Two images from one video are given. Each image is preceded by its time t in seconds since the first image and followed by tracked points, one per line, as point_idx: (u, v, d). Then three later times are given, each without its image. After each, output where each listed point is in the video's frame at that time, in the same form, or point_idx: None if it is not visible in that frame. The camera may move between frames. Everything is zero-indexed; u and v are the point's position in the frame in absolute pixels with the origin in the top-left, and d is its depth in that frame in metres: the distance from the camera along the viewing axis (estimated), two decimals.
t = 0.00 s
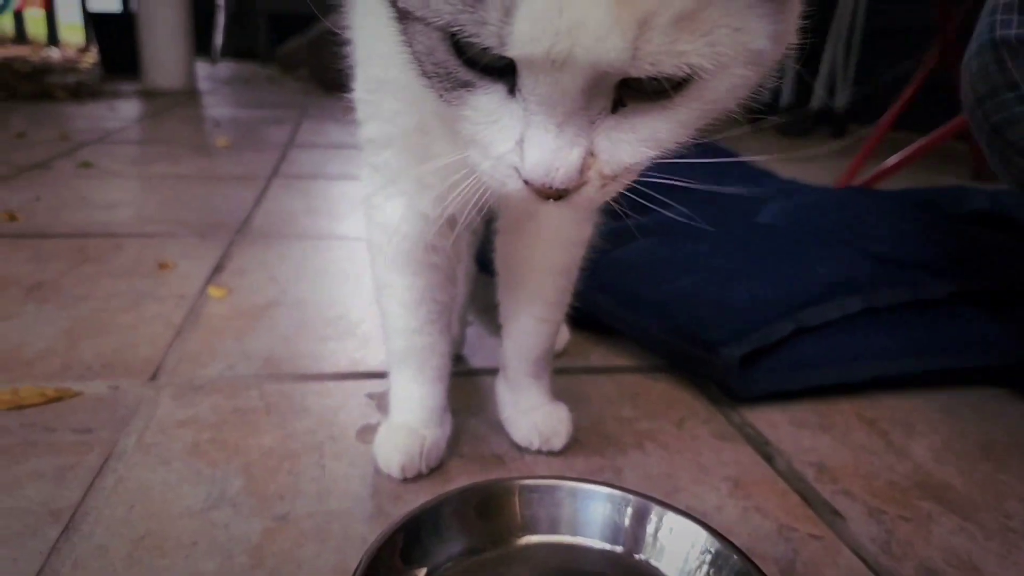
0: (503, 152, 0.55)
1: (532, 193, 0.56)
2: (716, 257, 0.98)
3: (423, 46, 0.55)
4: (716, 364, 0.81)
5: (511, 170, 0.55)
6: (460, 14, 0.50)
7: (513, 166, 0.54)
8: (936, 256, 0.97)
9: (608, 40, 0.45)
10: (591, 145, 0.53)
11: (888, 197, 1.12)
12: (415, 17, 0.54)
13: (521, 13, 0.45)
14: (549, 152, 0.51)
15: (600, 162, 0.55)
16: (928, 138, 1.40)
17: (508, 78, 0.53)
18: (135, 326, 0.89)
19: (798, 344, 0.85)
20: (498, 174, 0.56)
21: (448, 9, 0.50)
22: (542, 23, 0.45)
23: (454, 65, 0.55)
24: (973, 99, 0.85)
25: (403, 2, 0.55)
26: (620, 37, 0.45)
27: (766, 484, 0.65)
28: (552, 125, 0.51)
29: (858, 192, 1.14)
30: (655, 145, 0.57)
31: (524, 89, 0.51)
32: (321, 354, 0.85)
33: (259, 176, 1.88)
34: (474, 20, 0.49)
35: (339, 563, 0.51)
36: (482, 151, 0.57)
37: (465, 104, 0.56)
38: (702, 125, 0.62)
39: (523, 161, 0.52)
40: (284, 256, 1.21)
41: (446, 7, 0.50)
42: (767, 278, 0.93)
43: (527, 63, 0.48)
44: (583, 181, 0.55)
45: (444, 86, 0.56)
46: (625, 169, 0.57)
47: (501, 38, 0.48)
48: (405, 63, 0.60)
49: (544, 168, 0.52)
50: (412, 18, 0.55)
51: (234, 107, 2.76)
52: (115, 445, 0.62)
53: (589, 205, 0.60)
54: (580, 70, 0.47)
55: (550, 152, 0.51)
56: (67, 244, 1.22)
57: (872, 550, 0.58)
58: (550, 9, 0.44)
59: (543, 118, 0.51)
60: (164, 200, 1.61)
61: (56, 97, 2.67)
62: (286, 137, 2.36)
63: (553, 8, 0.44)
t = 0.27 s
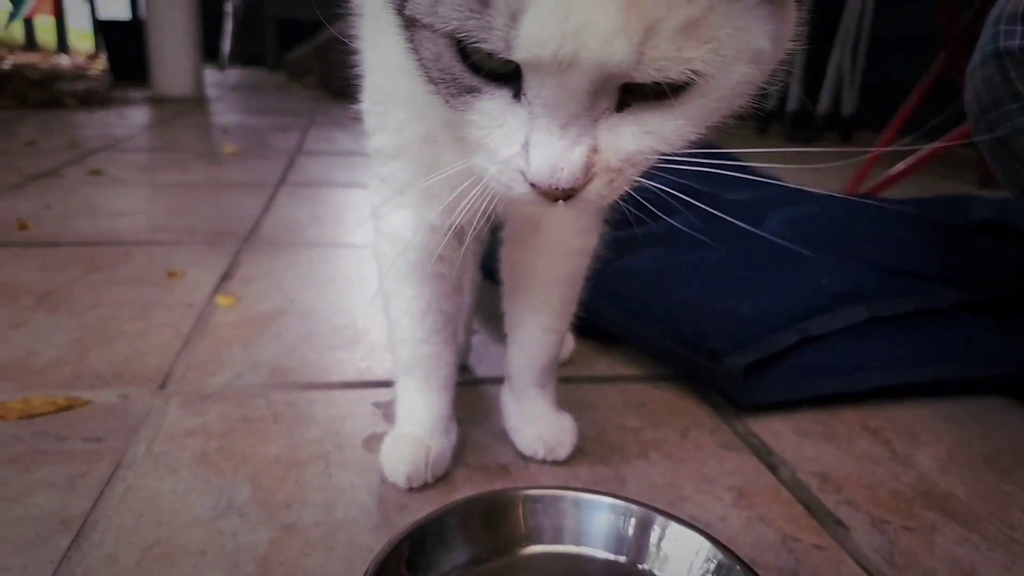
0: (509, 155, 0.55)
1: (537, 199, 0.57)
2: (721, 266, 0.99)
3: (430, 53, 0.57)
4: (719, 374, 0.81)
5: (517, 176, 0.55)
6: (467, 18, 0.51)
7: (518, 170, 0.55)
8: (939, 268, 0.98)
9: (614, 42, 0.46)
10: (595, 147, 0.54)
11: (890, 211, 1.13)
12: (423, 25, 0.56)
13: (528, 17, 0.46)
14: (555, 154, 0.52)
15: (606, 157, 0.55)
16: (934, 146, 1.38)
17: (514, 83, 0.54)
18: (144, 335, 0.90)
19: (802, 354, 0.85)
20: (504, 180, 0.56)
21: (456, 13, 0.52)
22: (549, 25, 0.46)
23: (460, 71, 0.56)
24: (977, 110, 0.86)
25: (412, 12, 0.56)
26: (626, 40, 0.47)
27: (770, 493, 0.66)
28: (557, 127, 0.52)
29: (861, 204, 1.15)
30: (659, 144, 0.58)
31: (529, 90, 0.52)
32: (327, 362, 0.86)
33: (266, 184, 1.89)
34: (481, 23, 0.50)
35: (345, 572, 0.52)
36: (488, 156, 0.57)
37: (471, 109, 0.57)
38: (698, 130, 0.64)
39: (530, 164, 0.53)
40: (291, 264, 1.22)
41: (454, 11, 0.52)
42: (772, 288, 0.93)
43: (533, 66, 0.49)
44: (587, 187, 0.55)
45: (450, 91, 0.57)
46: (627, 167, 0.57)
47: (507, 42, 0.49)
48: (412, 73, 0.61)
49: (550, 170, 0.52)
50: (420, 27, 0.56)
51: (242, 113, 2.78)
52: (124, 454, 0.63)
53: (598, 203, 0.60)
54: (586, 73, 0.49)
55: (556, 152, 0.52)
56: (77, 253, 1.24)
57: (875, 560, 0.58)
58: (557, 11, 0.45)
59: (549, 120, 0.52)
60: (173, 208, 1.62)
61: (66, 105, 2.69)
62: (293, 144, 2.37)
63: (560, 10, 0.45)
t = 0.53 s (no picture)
0: (512, 157, 0.55)
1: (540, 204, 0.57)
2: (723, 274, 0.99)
3: (432, 59, 0.57)
4: (720, 381, 0.81)
5: (520, 178, 0.55)
6: (469, 22, 0.51)
7: (522, 173, 0.55)
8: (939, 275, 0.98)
9: (617, 44, 0.47)
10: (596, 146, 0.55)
11: (892, 218, 1.13)
12: (424, 31, 0.56)
13: (531, 18, 0.47)
14: (557, 155, 0.53)
15: (606, 155, 0.55)
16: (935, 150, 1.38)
17: (515, 86, 0.55)
18: (147, 344, 0.90)
19: (803, 361, 0.85)
20: (507, 183, 0.57)
21: (457, 18, 0.52)
22: (552, 26, 0.46)
23: (461, 75, 0.56)
24: (978, 117, 0.86)
25: (413, 18, 0.56)
26: (630, 41, 0.47)
27: (771, 501, 0.66)
28: (558, 128, 0.53)
29: (862, 212, 1.15)
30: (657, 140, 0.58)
31: (530, 92, 0.52)
32: (330, 371, 0.86)
33: (269, 190, 1.89)
34: (483, 27, 0.50)
35: None
36: (490, 160, 0.58)
37: (474, 113, 0.57)
38: (699, 130, 0.64)
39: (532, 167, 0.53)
40: (294, 272, 1.22)
41: (455, 16, 0.52)
42: (774, 296, 0.93)
43: (535, 67, 0.49)
44: (589, 186, 0.56)
45: (453, 97, 0.58)
46: (629, 161, 0.57)
47: (509, 44, 0.49)
48: (413, 81, 0.62)
49: (553, 171, 0.53)
50: (421, 33, 0.57)
51: (245, 119, 2.79)
52: (128, 464, 0.63)
53: (601, 200, 0.61)
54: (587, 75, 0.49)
55: (558, 154, 0.53)
56: (81, 261, 1.24)
57: (875, 569, 0.58)
58: (560, 13, 0.46)
59: (550, 121, 0.52)
60: (177, 215, 1.63)
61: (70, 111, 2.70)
62: (296, 150, 2.38)
63: (563, 12, 0.46)
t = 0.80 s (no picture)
0: (512, 161, 0.55)
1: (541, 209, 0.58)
2: (722, 279, 0.99)
3: (432, 68, 0.57)
4: (720, 387, 0.81)
5: (522, 184, 0.56)
6: (468, 31, 0.51)
7: (524, 178, 0.55)
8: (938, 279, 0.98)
9: (618, 48, 0.48)
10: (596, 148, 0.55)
11: (891, 222, 1.13)
12: (424, 40, 0.56)
13: (531, 22, 0.47)
14: (558, 159, 0.53)
15: (606, 156, 0.56)
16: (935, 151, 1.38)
17: (514, 92, 0.55)
18: (150, 354, 0.91)
19: (803, 366, 0.85)
20: (508, 187, 0.57)
21: (456, 27, 0.52)
22: (553, 30, 0.46)
23: (462, 83, 0.56)
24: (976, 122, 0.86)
25: (412, 28, 0.56)
26: (629, 45, 0.48)
27: (772, 507, 0.66)
28: (558, 132, 0.53)
29: (861, 215, 1.15)
30: (655, 140, 0.59)
31: (530, 98, 0.52)
32: (331, 380, 0.86)
33: (271, 197, 1.90)
34: (482, 35, 0.50)
35: None
36: (490, 166, 0.58)
37: (474, 121, 0.57)
38: (694, 133, 0.65)
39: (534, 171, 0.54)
40: (295, 280, 1.23)
41: (454, 26, 0.52)
42: (773, 302, 0.93)
43: (535, 72, 0.50)
44: (590, 187, 0.56)
45: (454, 105, 0.58)
46: (629, 161, 0.58)
47: (509, 51, 0.49)
48: (413, 90, 0.61)
49: (554, 175, 0.53)
50: (420, 43, 0.56)
51: (246, 125, 2.80)
52: (131, 476, 0.64)
53: (603, 199, 0.61)
54: (588, 81, 0.50)
55: (560, 157, 0.53)
56: (84, 271, 1.25)
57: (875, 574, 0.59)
58: (560, 17, 0.46)
59: (550, 125, 0.52)
60: (179, 223, 1.63)
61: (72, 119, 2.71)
62: (297, 156, 2.38)
63: (563, 16, 0.46)
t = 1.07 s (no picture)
0: (518, 167, 0.56)
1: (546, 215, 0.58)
2: (721, 288, 0.99)
3: (432, 82, 0.57)
4: (719, 396, 0.82)
5: (528, 192, 0.56)
6: (473, 47, 0.51)
7: (530, 186, 0.56)
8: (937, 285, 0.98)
9: (619, 57, 0.48)
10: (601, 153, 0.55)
11: (889, 228, 1.14)
12: (426, 55, 0.56)
13: (536, 36, 0.48)
14: (563, 167, 0.53)
15: (611, 161, 0.56)
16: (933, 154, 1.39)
17: (519, 102, 0.55)
18: (151, 366, 0.91)
19: (802, 374, 0.86)
20: (514, 194, 0.57)
21: (460, 43, 0.52)
22: (558, 43, 0.47)
23: (465, 95, 0.56)
24: (973, 128, 0.86)
25: (413, 42, 0.56)
26: (631, 55, 0.49)
27: (772, 517, 0.66)
28: (563, 141, 0.53)
29: (859, 223, 1.15)
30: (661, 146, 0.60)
31: (535, 108, 0.53)
32: (332, 391, 0.86)
33: (272, 206, 1.90)
34: (486, 50, 0.51)
35: None
36: (495, 175, 0.58)
37: (476, 133, 0.58)
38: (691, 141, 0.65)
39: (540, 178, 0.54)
40: (296, 290, 1.23)
41: (457, 41, 0.52)
42: (772, 310, 0.94)
43: (540, 85, 0.50)
44: (596, 192, 0.56)
45: (455, 117, 0.58)
46: (632, 165, 0.58)
47: (514, 65, 0.50)
48: (414, 103, 0.62)
49: (561, 182, 0.53)
50: (422, 57, 0.57)
51: (247, 133, 2.81)
52: (133, 490, 0.64)
53: (606, 208, 0.61)
54: (592, 94, 0.50)
55: (565, 165, 0.53)
56: (85, 282, 1.25)
57: None
58: (564, 30, 0.47)
59: (555, 136, 0.53)
60: (180, 233, 1.64)
61: (74, 128, 2.72)
62: (298, 164, 2.39)
63: (566, 30, 0.47)
